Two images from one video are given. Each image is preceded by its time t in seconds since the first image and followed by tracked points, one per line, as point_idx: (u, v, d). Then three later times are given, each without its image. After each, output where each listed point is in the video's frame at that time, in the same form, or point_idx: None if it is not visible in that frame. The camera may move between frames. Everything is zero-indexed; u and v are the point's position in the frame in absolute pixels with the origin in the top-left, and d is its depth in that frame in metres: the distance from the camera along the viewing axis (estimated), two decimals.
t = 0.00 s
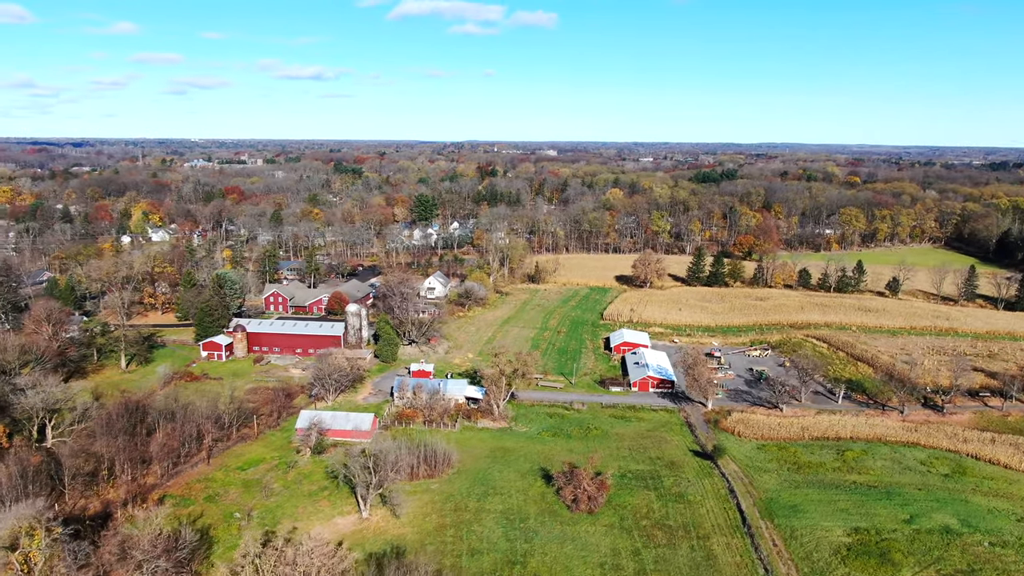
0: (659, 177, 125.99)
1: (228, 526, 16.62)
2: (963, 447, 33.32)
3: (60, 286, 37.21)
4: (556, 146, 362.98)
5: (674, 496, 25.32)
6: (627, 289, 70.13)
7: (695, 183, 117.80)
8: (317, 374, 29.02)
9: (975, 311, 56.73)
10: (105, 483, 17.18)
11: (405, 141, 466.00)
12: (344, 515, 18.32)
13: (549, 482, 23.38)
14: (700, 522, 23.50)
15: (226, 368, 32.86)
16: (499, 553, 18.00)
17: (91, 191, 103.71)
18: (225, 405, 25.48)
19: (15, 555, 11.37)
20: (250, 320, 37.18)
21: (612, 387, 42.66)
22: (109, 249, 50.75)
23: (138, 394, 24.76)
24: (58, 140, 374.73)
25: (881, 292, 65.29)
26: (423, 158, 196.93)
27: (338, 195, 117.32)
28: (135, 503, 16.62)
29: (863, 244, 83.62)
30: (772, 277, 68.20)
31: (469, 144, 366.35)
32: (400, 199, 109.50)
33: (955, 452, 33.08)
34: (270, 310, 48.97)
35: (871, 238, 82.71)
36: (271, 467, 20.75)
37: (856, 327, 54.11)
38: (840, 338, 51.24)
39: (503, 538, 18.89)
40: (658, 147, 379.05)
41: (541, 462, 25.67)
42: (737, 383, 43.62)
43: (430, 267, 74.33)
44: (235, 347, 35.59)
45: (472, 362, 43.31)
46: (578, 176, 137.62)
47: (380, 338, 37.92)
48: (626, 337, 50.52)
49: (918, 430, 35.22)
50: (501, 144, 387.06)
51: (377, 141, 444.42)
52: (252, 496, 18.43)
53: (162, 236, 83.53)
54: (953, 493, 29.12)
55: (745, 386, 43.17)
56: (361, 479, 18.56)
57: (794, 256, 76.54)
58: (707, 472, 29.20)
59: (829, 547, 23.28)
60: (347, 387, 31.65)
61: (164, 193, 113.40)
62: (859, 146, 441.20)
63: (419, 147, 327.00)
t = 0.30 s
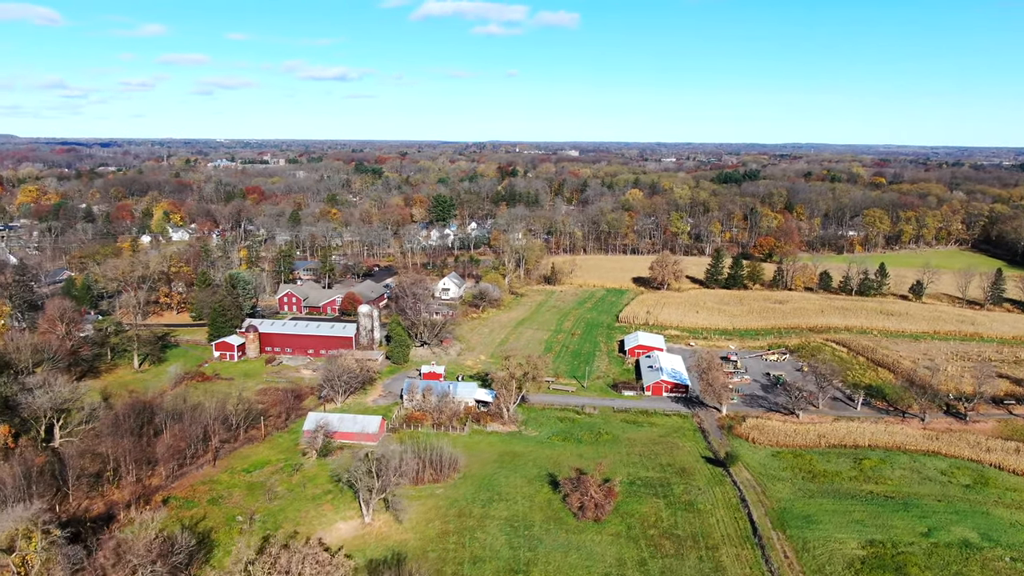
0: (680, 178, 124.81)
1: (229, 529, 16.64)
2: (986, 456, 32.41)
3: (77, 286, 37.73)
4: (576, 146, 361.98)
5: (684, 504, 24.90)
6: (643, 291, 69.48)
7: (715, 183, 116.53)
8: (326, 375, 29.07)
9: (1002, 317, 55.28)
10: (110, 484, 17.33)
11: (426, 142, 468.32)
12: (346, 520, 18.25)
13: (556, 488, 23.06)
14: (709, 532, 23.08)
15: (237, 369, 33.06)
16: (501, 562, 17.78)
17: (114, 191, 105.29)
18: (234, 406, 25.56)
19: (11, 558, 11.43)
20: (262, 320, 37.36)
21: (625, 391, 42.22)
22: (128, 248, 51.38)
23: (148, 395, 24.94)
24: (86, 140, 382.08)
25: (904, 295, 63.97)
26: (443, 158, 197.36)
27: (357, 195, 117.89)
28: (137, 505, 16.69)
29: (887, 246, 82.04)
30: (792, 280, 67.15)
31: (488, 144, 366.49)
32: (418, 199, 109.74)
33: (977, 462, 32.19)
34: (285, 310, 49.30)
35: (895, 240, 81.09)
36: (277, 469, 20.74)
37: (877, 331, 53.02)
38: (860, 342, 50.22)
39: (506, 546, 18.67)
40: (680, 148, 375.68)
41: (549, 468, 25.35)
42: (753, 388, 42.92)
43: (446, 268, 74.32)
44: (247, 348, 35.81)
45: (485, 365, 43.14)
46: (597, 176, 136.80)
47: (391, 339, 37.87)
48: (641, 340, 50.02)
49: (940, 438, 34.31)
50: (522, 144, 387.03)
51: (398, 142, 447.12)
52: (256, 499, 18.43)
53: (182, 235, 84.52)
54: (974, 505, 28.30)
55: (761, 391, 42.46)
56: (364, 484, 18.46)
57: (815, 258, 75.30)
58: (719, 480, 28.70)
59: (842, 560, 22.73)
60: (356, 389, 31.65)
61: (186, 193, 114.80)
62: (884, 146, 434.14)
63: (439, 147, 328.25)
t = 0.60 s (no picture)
0: (699, 179, 123.55)
1: (229, 533, 16.69)
2: (1007, 467, 31.56)
3: (92, 286, 38.25)
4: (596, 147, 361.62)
5: (691, 514, 24.49)
6: (659, 293, 68.86)
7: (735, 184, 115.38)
8: (334, 377, 29.08)
9: None
10: (113, 486, 17.54)
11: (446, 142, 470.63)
12: (347, 525, 18.19)
13: (561, 495, 22.74)
14: (716, 542, 22.67)
15: (247, 370, 33.22)
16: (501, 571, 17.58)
17: (136, 191, 106.76)
18: (241, 407, 25.63)
19: (4, 560, 11.42)
20: (273, 321, 37.52)
21: (637, 395, 41.77)
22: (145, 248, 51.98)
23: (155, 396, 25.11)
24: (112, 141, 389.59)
25: (926, 299, 62.69)
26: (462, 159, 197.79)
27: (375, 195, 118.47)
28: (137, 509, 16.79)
29: (910, 248, 80.54)
30: (811, 283, 66.14)
31: (509, 144, 367.34)
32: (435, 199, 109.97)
33: (998, 473, 31.34)
34: (297, 311, 49.56)
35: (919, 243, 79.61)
36: (280, 472, 20.68)
37: (897, 336, 51.98)
38: (880, 347, 49.23)
39: (508, 555, 18.45)
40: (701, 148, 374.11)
41: (554, 473, 25.00)
42: (768, 393, 42.24)
43: (460, 269, 74.28)
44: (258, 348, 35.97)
45: (495, 368, 42.96)
46: (617, 177, 136.14)
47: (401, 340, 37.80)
48: (654, 343, 49.51)
49: (960, 447, 33.47)
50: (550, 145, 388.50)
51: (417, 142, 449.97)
52: (257, 503, 18.39)
53: (201, 235, 85.49)
54: (993, 518, 27.51)
55: (777, 396, 41.76)
56: (364, 489, 18.37)
57: (835, 261, 74.10)
58: (730, 488, 28.18)
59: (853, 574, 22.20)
60: (364, 391, 31.59)
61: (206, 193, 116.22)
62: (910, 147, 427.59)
63: (459, 148, 329.85)
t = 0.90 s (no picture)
0: (719, 180, 122.26)
1: (228, 538, 16.73)
2: None
3: (106, 286, 38.83)
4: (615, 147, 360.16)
5: (698, 523, 24.11)
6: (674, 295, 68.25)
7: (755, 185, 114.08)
8: (341, 380, 29.09)
9: None
10: (115, 488, 17.74)
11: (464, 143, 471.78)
12: (347, 531, 18.09)
13: (566, 502, 22.45)
14: (724, 553, 22.28)
15: (256, 371, 33.40)
16: None
17: (156, 192, 108.12)
18: (248, 408, 25.71)
19: None
20: (283, 322, 37.68)
21: (648, 400, 41.34)
22: (162, 248, 52.59)
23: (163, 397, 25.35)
24: (136, 142, 395.81)
25: (949, 303, 61.36)
26: (481, 159, 197.81)
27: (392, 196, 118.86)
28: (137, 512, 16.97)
29: (934, 251, 78.96)
30: (830, 286, 65.08)
31: (528, 145, 367.11)
32: (451, 199, 110.05)
33: (1020, 484, 30.48)
34: (310, 311, 49.81)
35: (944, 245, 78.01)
36: (282, 476, 20.65)
37: (918, 340, 50.92)
38: (900, 352, 48.25)
39: (509, 563, 18.24)
40: (721, 149, 371.44)
41: (560, 479, 24.70)
42: (783, 399, 41.57)
43: (474, 271, 74.21)
44: (268, 350, 36.15)
45: (506, 370, 42.78)
46: (636, 178, 135.16)
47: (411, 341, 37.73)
48: (667, 347, 49.01)
49: (981, 457, 32.63)
50: (569, 145, 387.84)
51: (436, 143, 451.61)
52: (258, 507, 18.39)
53: (219, 235, 86.36)
54: (1014, 531, 26.72)
55: (792, 402, 41.08)
56: (365, 493, 18.25)
57: (855, 263, 72.88)
58: (739, 497, 27.71)
59: None
60: (372, 393, 31.55)
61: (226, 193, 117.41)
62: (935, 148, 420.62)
63: (477, 148, 329.95)
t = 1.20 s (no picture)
0: (740, 181, 120.94)
1: (227, 542, 16.80)
2: None
3: (121, 287, 39.29)
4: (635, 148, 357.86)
5: (706, 533, 23.69)
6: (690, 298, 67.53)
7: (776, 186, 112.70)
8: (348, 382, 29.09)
9: None
10: (118, 490, 17.95)
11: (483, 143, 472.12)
12: (347, 537, 18.00)
13: (570, 510, 22.15)
14: (731, 565, 21.87)
15: (265, 372, 33.54)
16: None
17: (177, 192, 109.36)
18: (255, 410, 25.73)
19: None
20: (294, 323, 37.83)
21: (660, 404, 40.86)
22: (178, 248, 53.11)
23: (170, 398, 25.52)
24: (160, 142, 401.84)
25: (974, 307, 59.99)
26: (499, 159, 197.80)
27: (409, 196, 119.15)
28: (138, 516, 17.15)
29: (959, 254, 77.33)
30: (850, 289, 63.94)
31: (546, 146, 366.27)
32: (468, 200, 110.05)
33: None
34: (323, 312, 50.00)
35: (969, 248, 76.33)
36: (285, 479, 20.61)
37: (939, 346, 49.82)
38: (921, 357, 47.22)
39: (511, 572, 18.04)
40: (742, 149, 367.72)
41: (565, 486, 24.39)
42: (799, 404, 40.86)
43: (488, 272, 74.05)
44: (278, 351, 36.30)
45: (517, 373, 42.54)
46: (655, 179, 134.12)
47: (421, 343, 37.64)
48: (681, 350, 48.44)
49: (1003, 467, 31.76)
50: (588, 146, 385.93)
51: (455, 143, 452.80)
52: (259, 512, 18.37)
53: (237, 235, 87.10)
54: None
55: (808, 408, 40.35)
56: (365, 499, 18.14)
57: (876, 266, 71.59)
58: (749, 506, 27.21)
59: None
60: (380, 396, 31.49)
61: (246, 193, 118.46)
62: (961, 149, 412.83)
63: (496, 149, 330.36)
